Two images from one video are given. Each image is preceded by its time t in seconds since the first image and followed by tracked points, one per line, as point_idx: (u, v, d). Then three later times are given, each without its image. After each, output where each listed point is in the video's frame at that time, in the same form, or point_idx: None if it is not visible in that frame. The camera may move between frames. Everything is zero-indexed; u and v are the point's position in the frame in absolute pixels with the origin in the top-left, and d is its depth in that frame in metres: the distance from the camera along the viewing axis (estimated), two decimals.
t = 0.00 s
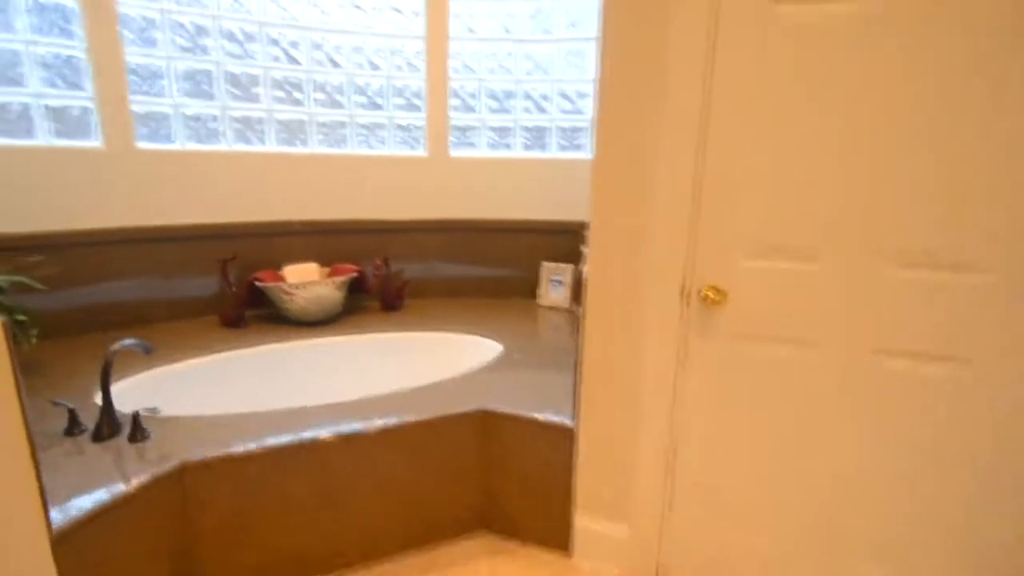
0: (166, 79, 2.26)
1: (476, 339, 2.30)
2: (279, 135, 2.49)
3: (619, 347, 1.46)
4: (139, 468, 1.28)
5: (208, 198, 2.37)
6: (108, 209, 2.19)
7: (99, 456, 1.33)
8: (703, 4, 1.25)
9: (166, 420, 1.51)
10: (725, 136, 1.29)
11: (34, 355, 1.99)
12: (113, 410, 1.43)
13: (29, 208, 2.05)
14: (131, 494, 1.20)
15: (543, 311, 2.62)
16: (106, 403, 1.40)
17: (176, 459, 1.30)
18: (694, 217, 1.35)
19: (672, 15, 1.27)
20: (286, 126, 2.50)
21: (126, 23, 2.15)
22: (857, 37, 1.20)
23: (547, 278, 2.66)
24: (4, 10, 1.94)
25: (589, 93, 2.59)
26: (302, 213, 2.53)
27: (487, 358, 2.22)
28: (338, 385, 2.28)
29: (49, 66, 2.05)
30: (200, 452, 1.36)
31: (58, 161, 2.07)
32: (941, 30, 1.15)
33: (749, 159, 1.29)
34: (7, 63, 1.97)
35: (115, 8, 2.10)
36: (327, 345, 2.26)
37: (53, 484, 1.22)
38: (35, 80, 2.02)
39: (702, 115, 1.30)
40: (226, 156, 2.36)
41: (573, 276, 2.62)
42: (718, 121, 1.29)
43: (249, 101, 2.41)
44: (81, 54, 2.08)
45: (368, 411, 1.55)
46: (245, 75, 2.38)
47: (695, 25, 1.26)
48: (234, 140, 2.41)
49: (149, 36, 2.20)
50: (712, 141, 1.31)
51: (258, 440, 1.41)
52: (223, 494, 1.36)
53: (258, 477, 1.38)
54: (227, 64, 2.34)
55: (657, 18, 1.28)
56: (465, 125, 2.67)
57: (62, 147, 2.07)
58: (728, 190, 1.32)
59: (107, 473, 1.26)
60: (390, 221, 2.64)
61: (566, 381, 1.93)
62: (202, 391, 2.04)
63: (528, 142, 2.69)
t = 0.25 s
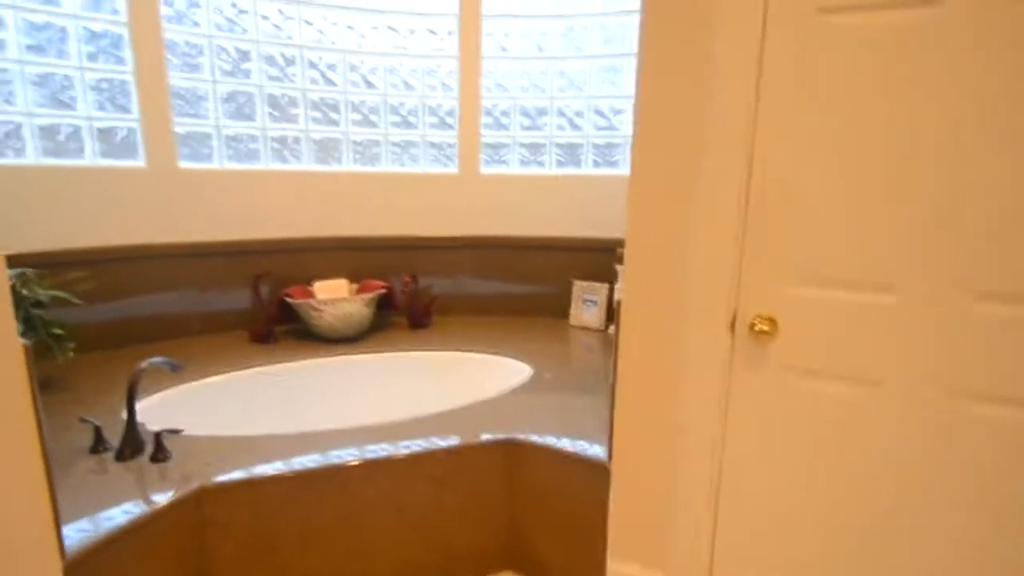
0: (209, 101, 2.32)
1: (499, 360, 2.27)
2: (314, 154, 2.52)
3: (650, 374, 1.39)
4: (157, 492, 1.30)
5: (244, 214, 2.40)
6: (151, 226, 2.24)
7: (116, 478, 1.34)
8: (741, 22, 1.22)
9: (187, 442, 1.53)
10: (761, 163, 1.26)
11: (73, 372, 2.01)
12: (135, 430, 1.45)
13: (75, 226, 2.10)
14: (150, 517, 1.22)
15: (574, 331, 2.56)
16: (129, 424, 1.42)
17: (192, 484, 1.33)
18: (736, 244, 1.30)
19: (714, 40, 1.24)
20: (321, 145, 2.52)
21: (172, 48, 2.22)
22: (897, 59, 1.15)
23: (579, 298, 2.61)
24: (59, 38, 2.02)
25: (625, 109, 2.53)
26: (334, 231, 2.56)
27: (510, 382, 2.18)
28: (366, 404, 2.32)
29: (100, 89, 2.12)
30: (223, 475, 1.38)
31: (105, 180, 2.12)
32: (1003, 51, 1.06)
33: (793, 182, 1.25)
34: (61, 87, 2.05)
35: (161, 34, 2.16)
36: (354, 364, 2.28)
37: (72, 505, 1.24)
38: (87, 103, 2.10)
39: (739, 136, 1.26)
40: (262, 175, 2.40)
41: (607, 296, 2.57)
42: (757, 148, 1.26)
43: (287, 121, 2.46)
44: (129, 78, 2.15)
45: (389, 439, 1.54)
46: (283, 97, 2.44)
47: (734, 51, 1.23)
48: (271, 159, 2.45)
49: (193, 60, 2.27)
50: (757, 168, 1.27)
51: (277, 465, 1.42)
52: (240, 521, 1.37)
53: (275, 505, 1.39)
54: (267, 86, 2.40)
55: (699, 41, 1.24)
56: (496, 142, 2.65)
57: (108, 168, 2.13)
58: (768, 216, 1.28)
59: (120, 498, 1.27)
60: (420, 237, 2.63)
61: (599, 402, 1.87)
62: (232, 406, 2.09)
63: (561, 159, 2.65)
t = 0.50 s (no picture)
0: (247, 122, 2.35)
1: (530, 384, 2.20)
2: (346, 171, 2.52)
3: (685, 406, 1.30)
4: (178, 509, 1.29)
5: (278, 232, 2.41)
6: (189, 244, 2.26)
7: (145, 491, 1.34)
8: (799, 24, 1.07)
9: (213, 457, 1.51)
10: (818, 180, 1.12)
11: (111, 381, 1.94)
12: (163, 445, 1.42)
13: (120, 247, 2.13)
14: (161, 537, 1.21)
15: (609, 354, 2.48)
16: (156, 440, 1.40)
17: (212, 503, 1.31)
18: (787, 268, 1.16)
19: (772, 36, 1.06)
20: (353, 163, 2.53)
21: (213, 71, 2.26)
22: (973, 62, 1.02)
23: (612, 319, 2.52)
24: (111, 66, 2.08)
25: (662, 120, 2.46)
26: (365, 249, 2.54)
27: (540, 408, 2.11)
28: (393, 424, 2.28)
29: (147, 113, 2.17)
30: (255, 488, 1.38)
31: (149, 201, 2.16)
32: None
33: (852, 196, 1.12)
34: (110, 111, 2.10)
35: (203, 59, 2.21)
36: (384, 384, 2.25)
37: (100, 516, 1.25)
38: (135, 127, 2.15)
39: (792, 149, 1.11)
40: (295, 194, 2.41)
41: (642, 317, 2.47)
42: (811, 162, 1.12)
43: (320, 140, 2.47)
44: (174, 101, 2.20)
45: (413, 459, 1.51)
46: (317, 116, 2.45)
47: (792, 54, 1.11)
48: (304, 178, 2.46)
49: (232, 82, 2.30)
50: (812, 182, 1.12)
51: (308, 482, 1.40)
52: (256, 543, 1.34)
53: (294, 530, 1.35)
54: (302, 106, 2.42)
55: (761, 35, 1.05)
56: (528, 157, 2.61)
57: (151, 188, 2.16)
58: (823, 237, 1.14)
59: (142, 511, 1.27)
60: (450, 254, 2.59)
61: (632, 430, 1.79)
62: (259, 423, 2.07)
63: (596, 174, 2.59)
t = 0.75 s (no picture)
0: (279, 138, 2.37)
1: (554, 407, 2.10)
2: (375, 187, 2.51)
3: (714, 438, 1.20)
4: (188, 527, 1.27)
5: (306, 248, 2.40)
6: (218, 259, 2.26)
7: (150, 511, 1.32)
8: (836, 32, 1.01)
9: (222, 477, 1.48)
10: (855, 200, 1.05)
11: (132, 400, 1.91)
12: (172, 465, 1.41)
13: (152, 262, 2.15)
14: (172, 553, 1.19)
15: (643, 377, 2.37)
16: (166, 458, 1.39)
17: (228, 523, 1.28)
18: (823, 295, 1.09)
19: (805, 51, 1.02)
20: (383, 178, 2.51)
21: (246, 89, 2.29)
22: None
23: (646, 341, 2.42)
24: (146, 84, 2.13)
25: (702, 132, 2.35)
26: (393, 265, 2.51)
27: (565, 434, 2.01)
28: (415, 445, 2.23)
29: (182, 131, 2.21)
30: (283, 506, 1.37)
31: (181, 216, 2.19)
32: None
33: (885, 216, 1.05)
34: (146, 129, 2.15)
35: (235, 77, 2.24)
36: (405, 403, 2.20)
37: (101, 533, 1.24)
38: (169, 144, 2.19)
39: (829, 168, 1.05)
40: (325, 209, 2.41)
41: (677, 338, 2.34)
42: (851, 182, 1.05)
43: (350, 156, 2.47)
44: (207, 119, 2.23)
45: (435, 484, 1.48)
46: (348, 132, 2.45)
47: (836, 52, 1.01)
48: (334, 194, 2.46)
49: (264, 99, 2.33)
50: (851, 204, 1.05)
51: (336, 500, 1.38)
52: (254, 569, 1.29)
53: (296, 557, 1.31)
54: (332, 122, 2.43)
55: (789, 55, 1.02)
56: (560, 172, 2.54)
57: (184, 204, 2.19)
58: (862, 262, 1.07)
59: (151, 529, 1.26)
60: (477, 271, 2.53)
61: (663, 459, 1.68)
62: (280, 441, 2.05)
63: (631, 188, 2.50)
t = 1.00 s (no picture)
0: (305, 150, 2.37)
1: (576, 426, 2.02)
2: (400, 198, 2.49)
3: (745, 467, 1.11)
4: (197, 544, 1.24)
5: (329, 260, 2.39)
6: (241, 271, 2.27)
7: (157, 528, 1.29)
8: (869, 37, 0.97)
9: (232, 494, 1.45)
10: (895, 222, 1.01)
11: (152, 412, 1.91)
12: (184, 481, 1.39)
13: (178, 273, 2.17)
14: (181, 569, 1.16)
15: (672, 395, 2.26)
16: (177, 473, 1.37)
17: (239, 542, 1.25)
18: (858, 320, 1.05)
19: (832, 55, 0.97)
20: (407, 189, 2.49)
21: (273, 102, 2.30)
22: None
23: (677, 358, 2.30)
24: (175, 97, 2.16)
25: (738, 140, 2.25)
26: (416, 277, 2.48)
27: (587, 455, 1.92)
28: (437, 462, 2.19)
29: (208, 143, 2.23)
30: (305, 519, 1.36)
31: (206, 228, 2.20)
32: None
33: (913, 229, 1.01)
34: (174, 142, 2.18)
35: (262, 89, 2.25)
36: (424, 418, 2.15)
37: (108, 547, 1.21)
38: (196, 156, 2.21)
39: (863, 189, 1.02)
40: (350, 220, 2.39)
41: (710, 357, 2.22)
42: (887, 203, 1.01)
43: (375, 167, 2.45)
44: (233, 131, 2.25)
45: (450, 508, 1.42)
46: (373, 143, 2.44)
47: (867, 63, 0.97)
48: (359, 206, 2.44)
49: (291, 111, 2.33)
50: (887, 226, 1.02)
51: (359, 516, 1.38)
52: None
53: None
54: (358, 133, 2.42)
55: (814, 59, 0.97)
56: (588, 182, 2.47)
57: (209, 216, 2.20)
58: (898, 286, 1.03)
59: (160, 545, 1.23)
60: (501, 283, 2.47)
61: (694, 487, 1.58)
62: (298, 456, 2.03)
63: (663, 199, 2.41)
